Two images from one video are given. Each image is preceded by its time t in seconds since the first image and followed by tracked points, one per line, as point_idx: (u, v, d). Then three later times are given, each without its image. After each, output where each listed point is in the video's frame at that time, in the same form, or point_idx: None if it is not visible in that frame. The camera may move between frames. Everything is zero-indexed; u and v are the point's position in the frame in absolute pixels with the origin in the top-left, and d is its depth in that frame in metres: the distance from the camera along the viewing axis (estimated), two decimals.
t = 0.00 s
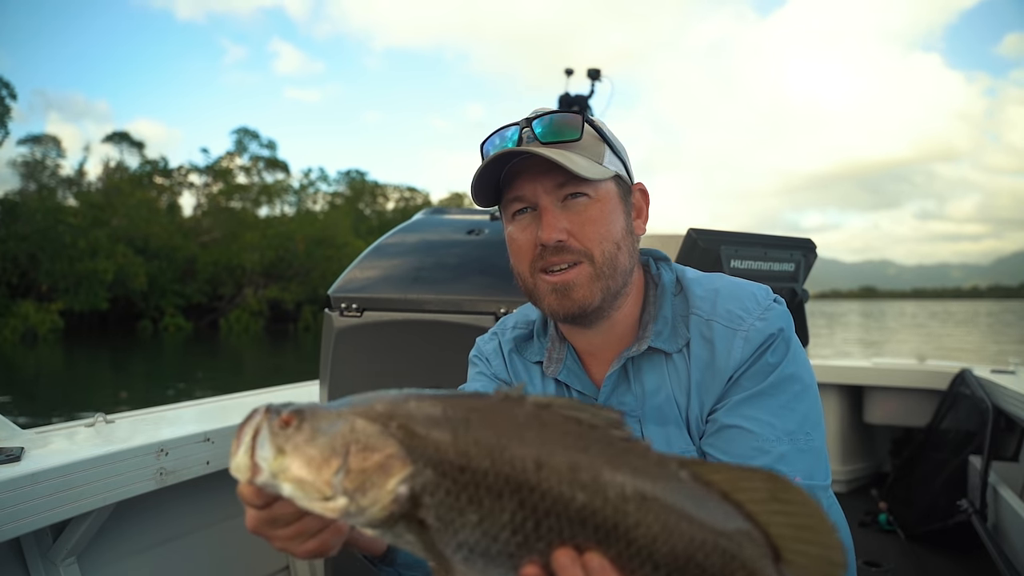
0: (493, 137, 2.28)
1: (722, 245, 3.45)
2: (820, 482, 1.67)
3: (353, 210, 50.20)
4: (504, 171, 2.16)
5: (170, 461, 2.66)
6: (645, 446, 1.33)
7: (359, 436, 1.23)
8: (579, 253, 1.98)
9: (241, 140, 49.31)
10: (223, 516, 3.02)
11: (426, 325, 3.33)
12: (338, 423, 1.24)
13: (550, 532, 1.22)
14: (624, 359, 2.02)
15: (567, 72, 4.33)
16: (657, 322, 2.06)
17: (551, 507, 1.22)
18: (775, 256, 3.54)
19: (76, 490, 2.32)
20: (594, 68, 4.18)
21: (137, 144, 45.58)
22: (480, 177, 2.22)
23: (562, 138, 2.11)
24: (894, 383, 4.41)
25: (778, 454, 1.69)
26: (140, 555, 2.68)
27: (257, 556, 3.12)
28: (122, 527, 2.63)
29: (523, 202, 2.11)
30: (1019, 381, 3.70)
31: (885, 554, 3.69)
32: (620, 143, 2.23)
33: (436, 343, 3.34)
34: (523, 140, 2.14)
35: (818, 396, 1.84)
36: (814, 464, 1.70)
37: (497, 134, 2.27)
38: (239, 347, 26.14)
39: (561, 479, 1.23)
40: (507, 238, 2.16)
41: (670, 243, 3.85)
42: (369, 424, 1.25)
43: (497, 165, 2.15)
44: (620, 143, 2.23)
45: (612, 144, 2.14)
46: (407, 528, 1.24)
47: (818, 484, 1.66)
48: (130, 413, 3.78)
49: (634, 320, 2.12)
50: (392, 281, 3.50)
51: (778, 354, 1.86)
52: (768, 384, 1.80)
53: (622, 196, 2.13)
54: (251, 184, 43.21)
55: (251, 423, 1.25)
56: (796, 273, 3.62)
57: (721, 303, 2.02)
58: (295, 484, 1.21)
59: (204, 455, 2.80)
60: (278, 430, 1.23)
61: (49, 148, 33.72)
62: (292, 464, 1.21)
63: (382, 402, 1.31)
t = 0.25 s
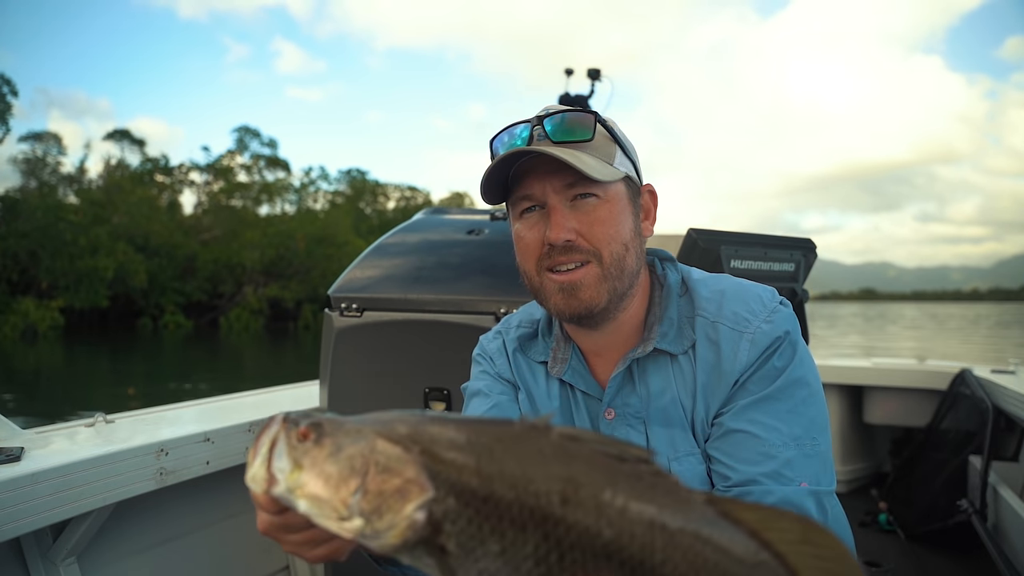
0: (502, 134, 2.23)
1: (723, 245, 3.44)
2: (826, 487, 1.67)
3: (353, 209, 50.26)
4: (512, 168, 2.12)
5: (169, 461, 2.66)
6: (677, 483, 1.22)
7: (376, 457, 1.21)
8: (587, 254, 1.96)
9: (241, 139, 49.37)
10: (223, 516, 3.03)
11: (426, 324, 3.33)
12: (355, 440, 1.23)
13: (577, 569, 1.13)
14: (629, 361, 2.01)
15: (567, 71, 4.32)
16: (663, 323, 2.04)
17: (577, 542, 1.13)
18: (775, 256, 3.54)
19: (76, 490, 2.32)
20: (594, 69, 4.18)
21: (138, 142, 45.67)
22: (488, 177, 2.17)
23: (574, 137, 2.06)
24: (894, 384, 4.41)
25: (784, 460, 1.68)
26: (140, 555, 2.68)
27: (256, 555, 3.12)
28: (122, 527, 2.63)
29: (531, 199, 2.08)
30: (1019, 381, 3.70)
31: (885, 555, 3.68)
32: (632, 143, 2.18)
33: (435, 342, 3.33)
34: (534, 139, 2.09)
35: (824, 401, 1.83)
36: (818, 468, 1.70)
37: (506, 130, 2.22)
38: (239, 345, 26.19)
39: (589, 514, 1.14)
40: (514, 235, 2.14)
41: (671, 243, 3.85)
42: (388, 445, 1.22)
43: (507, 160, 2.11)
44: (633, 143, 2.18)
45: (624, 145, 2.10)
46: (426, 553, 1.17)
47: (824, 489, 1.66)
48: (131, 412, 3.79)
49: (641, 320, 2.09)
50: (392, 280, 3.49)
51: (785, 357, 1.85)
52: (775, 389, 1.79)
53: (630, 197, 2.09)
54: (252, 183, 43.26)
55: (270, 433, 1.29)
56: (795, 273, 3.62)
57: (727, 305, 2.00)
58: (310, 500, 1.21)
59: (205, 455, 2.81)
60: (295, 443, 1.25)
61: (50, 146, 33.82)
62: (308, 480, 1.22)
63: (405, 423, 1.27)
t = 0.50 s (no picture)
0: (506, 134, 2.22)
1: (723, 245, 3.44)
2: (832, 489, 1.71)
3: (354, 207, 50.21)
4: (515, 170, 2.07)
5: (170, 461, 2.66)
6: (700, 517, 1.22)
7: (394, 493, 1.19)
8: (588, 259, 1.92)
9: (242, 136, 49.33)
10: (223, 516, 3.03)
11: (425, 323, 3.32)
12: (372, 473, 1.20)
13: None
14: (631, 361, 1.99)
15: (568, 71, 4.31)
16: (665, 322, 2.02)
17: None
18: (775, 256, 3.53)
19: (76, 490, 2.31)
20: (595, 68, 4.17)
21: (139, 139, 45.63)
22: (490, 179, 2.10)
23: (578, 139, 2.02)
24: (894, 384, 4.41)
25: (791, 462, 1.71)
26: (141, 555, 2.68)
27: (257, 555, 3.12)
28: (122, 527, 2.63)
29: (532, 201, 2.04)
30: (1018, 381, 3.70)
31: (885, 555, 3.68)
32: (638, 142, 2.14)
33: (435, 342, 3.33)
34: (538, 141, 2.08)
35: (829, 400, 1.84)
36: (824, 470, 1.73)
37: (511, 130, 2.21)
38: (239, 342, 26.17)
39: (612, 547, 1.13)
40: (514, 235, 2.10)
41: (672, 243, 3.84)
42: (406, 479, 1.20)
43: (509, 162, 2.05)
44: (639, 142, 2.14)
45: (629, 147, 2.05)
46: None
47: (830, 491, 1.70)
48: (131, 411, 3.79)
49: (642, 320, 2.07)
50: (392, 280, 3.49)
51: (790, 357, 1.84)
52: (781, 389, 1.79)
53: (634, 199, 2.04)
54: (252, 180, 43.22)
55: (281, 462, 1.23)
56: (796, 274, 3.61)
57: (731, 305, 1.98)
58: (328, 534, 1.18)
59: (205, 455, 2.81)
60: (309, 473, 1.21)
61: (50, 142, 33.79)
62: (326, 514, 1.18)
63: (422, 457, 1.25)
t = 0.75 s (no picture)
0: (505, 133, 2.17)
1: (722, 245, 3.44)
2: (833, 492, 1.72)
3: (354, 206, 50.22)
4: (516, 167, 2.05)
5: (170, 461, 2.66)
6: None
7: (406, 547, 1.01)
8: (584, 262, 1.92)
9: (242, 134, 49.35)
10: (223, 516, 3.03)
11: (424, 323, 3.32)
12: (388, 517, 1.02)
13: None
14: (629, 361, 1.99)
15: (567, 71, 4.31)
16: (664, 322, 2.02)
17: None
18: (775, 256, 3.53)
19: (75, 490, 2.32)
20: (594, 68, 4.17)
21: (139, 138, 45.64)
22: (490, 175, 2.09)
23: (581, 140, 2.01)
24: (893, 384, 4.41)
25: (791, 466, 1.71)
26: (140, 555, 2.68)
27: (257, 554, 3.13)
28: (122, 527, 2.63)
29: (531, 202, 2.02)
30: (1018, 381, 3.70)
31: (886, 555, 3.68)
32: (639, 144, 2.12)
33: (435, 342, 3.33)
34: (540, 141, 2.05)
35: (829, 401, 1.84)
36: (824, 473, 1.74)
37: (509, 130, 2.16)
38: (239, 341, 26.18)
39: None
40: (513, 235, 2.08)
41: (672, 244, 3.83)
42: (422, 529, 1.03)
43: (509, 161, 2.04)
44: (639, 144, 2.12)
45: (630, 149, 2.03)
46: None
47: (830, 494, 1.72)
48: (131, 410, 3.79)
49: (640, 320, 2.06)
50: (392, 280, 3.49)
51: (790, 359, 1.84)
52: (782, 392, 1.78)
53: (634, 203, 2.03)
54: (253, 178, 43.24)
55: (288, 492, 1.03)
56: (796, 274, 3.61)
57: (729, 305, 1.97)
58: None
59: (204, 455, 2.81)
60: (320, 508, 1.01)
61: (50, 142, 33.84)
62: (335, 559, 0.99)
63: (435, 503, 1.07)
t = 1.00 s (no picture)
0: (510, 129, 2.14)
1: (722, 245, 3.43)
2: (825, 494, 1.73)
3: (354, 208, 50.20)
4: (523, 162, 2.01)
5: (170, 461, 2.66)
6: None
7: (408, 557, 1.01)
8: (588, 262, 1.91)
9: (242, 137, 49.39)
10: (223, 516, 3.03)
11: (425, 324, 3.32)
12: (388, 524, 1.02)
13: None
14: (623, 362, 1.99)
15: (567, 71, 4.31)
16: (657, 323, 2.01)
17: None
18: (775, 255, 3.53)
19: (76, 490, 2.32)
20: (593, 69, 4.17)
21: (139, 141, 45.68)
22: (498, 172, 2.04)
23: (592, 139, 1.99)
24: (893, 383, 4.40)
25: (784, 468, 1.71)
26: (141, 555, 2.68)
27: (257, 555, 3.13)
28: (123, 526, 2.64)
29: (537, 198, 2.00)
30: (1018, 381, 3.69)
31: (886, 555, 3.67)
32: (645, 148, 2.13)
33: (435, 342, 3.33)
34: (552, 138, 2.02)
35: (822, 402, 1.84)
36: (817, 475, 1.74)
37: (514, 126, 2.13)
38: (240, 344, 26.17)
39: None
40: (514, 230, 2.06)
41: (672, 244, 3.83)
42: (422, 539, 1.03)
43: (517, 157, 2.00)
44: (646, 148, 2.13)
45: (639, 154, 2.04)
46: None
47: (824, 496, 1.71)
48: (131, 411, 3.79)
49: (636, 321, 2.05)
50: (392, 280, 3.49)
51: (783, 360, 1.83)
52: (775, 393, 1.78)
53: (638, 207, 2.03)
54: (253, 181, 43.25)
55: (294, 492, 1.05)
56: (796, 273, 3.61)
57: (723, 306, 1.97)
58: None
59: (205, 455, 2.81)
60: (327, 512, 1.01)
61: (50, 146, 33.88)
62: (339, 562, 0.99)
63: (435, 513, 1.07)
